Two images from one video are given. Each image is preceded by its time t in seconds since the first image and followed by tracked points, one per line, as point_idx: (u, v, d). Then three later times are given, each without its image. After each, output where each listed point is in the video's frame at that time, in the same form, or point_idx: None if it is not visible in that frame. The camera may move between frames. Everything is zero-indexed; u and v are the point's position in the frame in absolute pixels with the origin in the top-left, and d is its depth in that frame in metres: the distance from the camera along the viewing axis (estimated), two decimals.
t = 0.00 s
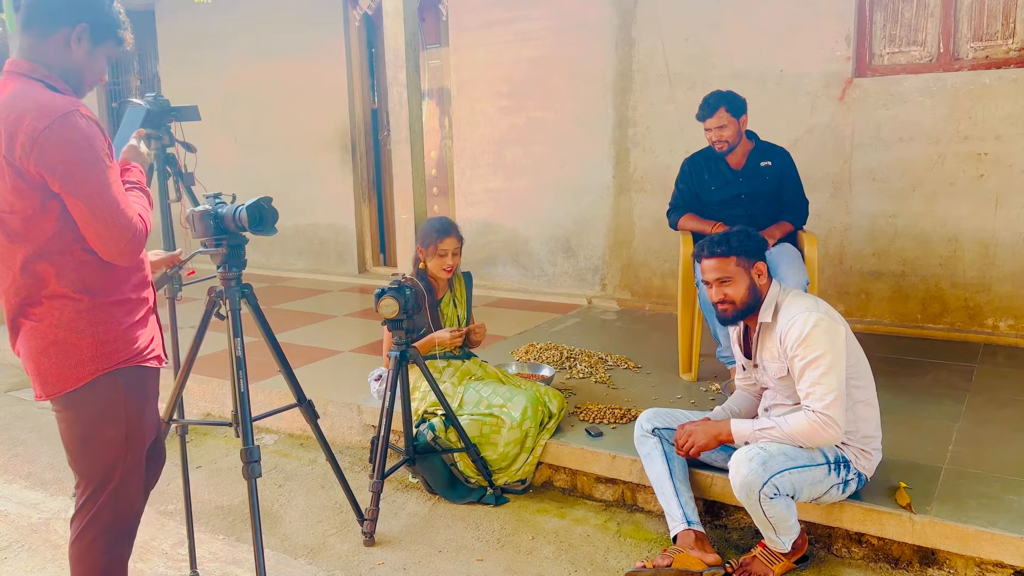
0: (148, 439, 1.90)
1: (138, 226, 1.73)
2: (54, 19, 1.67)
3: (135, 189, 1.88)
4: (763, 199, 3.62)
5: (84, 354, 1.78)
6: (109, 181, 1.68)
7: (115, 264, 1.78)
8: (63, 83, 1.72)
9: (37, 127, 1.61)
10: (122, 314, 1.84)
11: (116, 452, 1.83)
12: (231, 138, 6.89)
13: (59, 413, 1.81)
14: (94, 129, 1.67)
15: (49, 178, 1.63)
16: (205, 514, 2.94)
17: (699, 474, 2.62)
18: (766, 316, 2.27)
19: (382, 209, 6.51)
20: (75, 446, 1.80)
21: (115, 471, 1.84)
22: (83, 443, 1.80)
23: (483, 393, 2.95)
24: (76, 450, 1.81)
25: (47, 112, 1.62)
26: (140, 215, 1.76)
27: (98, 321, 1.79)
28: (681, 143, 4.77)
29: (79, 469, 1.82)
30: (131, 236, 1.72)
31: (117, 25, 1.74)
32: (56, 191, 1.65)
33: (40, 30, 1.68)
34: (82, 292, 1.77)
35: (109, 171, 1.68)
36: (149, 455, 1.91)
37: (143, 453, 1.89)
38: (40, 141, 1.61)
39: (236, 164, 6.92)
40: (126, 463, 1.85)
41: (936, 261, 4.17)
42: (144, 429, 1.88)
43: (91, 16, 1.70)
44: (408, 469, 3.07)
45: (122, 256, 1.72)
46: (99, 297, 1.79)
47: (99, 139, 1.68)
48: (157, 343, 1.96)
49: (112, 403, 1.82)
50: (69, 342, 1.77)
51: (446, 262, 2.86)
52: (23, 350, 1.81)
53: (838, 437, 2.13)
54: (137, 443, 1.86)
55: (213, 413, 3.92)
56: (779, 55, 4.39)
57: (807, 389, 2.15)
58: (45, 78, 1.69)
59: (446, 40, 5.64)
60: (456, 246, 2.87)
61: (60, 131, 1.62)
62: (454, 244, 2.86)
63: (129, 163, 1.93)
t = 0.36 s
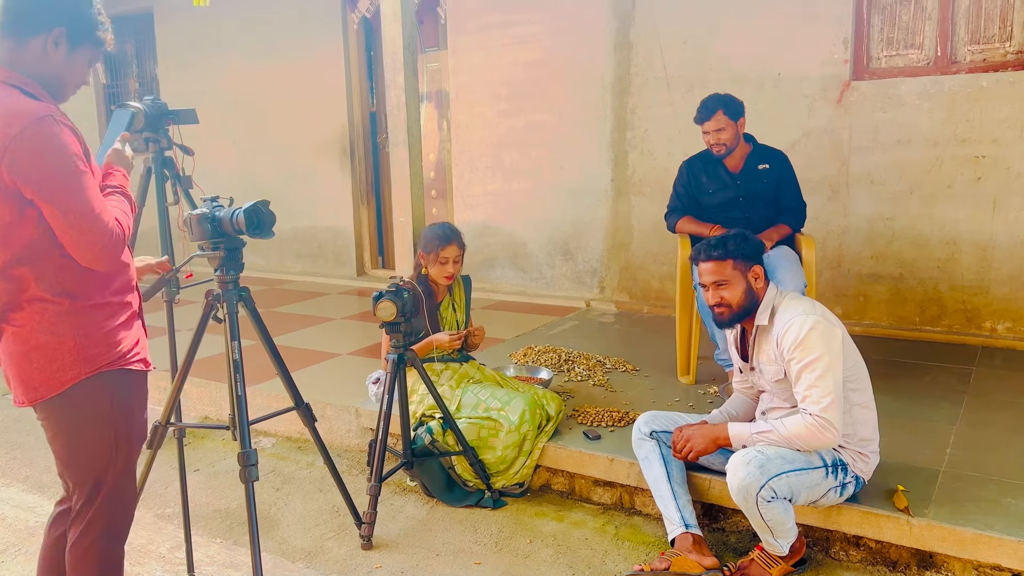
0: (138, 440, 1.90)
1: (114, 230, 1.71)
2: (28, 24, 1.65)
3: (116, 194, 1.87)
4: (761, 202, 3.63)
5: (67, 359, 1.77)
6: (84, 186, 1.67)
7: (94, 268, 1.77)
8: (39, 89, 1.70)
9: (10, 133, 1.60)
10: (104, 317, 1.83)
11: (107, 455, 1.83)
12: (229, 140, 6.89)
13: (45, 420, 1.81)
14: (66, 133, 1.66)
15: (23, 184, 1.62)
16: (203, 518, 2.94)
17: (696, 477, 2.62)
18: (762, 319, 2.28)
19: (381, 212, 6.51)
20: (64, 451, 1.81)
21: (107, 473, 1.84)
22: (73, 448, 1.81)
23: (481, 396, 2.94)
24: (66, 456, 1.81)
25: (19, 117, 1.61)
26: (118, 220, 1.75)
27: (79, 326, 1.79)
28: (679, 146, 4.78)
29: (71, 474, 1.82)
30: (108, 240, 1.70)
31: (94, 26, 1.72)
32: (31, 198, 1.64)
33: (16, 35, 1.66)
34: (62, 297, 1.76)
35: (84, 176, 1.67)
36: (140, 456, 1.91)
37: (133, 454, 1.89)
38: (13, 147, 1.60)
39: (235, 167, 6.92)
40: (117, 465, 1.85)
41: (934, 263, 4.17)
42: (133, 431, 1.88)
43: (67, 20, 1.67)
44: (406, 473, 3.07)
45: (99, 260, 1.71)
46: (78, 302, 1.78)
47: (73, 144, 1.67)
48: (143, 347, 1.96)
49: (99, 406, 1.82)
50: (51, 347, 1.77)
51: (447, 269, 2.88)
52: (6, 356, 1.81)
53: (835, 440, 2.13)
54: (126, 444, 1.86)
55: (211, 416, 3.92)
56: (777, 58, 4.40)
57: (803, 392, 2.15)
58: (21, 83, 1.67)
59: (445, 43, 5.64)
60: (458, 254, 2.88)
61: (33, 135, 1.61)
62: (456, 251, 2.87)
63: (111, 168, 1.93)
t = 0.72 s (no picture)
0: (123, 441, 1.89)
1: (80, 233, 1.70)
2: None
3: (91, 195, 1.86)
4: (759, 208, 3.63)
5: (37, 365, 1.77)
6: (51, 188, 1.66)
7: (62, 273, 1.76)
8: (12, 93, 1.70)
9: None
10: (76, 324, 1.82)
11: (92, 459, 1.82)
12: (229, 144, 6.90)
13: (27, 429, 1.80)
14: (34, 137, 1.66)
15: None
16: (200, 522, 2.93)
17: (694, 483, 2.62)
18: (757, 326, 2.28)
19: (380, 216, 6.51)
20: (51, 458, 1.80)
21: (97, 476, 1.84)
22: (60, 454, 1.80)
23: (479, 401, 2.94)
24: (53, 463, 1.81)
25: None
26: (86, 222, 1.74)
27: (48, 332, 1.78)
28: (678, 151, 4.78)
29: (61, 480, 1.82)
30: (74, 243, 1.70)
31: (68, 27, 1.72)
32: None
33: None
34: (31, 303, 1.76)
35: (52, 178, 1.67)
36: (128, 457, 1.91)
37: (120, 456, 1.88)
38: None
39: (234, 170, 6.92)
40: (105, 467, 1.84)
41: (932, 269, 4.17)
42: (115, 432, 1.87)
43: (37, 22, 1.67)
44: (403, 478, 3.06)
45: (65, 263, 1.70)
46: (48, 308, 1.78)
47: (42, 147, 1.67)
48: (117, 352, 1.94)
49: (80, 408, 1.81)
50: (21, 354, 1.76)
51: (445, 273, 2.88)
52: None
53: (832, 446, 2.13)
54: (111, 446, 1.85)
55: (209, 421, 3.92)
56: (776, 64, 4.41)
57: (801, 398, 2.14)
58: None
59: (444, 47, 5.64)
60: (456, 258, 2.88)
61: None
62: (455, 255, 2.87)
63: (88, 169, 1.91)
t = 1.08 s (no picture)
0: (114, 440, 1.89)
1: (71, 232, 1.70)
2: None
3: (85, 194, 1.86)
4: (761, 214, 3.63)
5: (28, 364, 1.76)
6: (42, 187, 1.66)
7: (54, 271, 1.76)
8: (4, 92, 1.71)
9: None
10: (67, 323, 1.82)
11: (83, 458, 1.82)
12: (230, 146, 6.90)
13: (16, 428, 1.80)
14: (24, 136, 1.66)
15: None
16: (199, 525, 2.93)
17: (695, 489, 2.61)
18: (754, 332, 2.28)
19: (381, 219, 6.51)
20: (41, 457, 1.80)
21: (88, 475, 1.83)
22: (49, 454, 1.80)
23: (480, 406, 2.93)
24: (43, 462, 1.80)
25: None
26: (78, 221, 1.74)
27: (39, 331, 1.78)
28: (680, 157, 4.79)
29: (52, 480, 1.81)
30: (66, 242, 1.69)
31: (56, 25, 1.72)
32: None
33: None
34: (22, 302, 1.76)
35: (43, 177, 1.67)
36: (119, 457, 1.90)
37: (111, 455, 1.88)
38: None
39: (236, 173, 6.92)
40: (96, 466, 1.84)
41: (934, 277, 4.17)
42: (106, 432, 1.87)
43: (24, 20, 1.67)
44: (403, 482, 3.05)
45: (57, 261, 1.70)
46: (39, 308, 1.78)
47: (32, 146, 1.67)
48: (109, 350, 1.94)
49: (70, 408, 1.81)
50: (12, 352, 1.76)
51: (445, 274, 2.86)
52: None
53: (833, 453, 2.11)
54: (101, 446, 1.85)
55: (208, 423, 3.91)
56: (778, 70, 4.41)
57: (800, 405, 2.13)
58: None
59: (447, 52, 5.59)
60: (455, 259, 2.87)
61: None
62: (454, 256, 2.86)
63: (82, 168, 1.90)
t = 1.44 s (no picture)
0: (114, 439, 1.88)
1: (76, 228, 1.69)
2: None
3: (90, 191, 1.84)
4: (765, 218, 3.62)
5: (30, 362, 1.75)
6: (46, 185, 1.65)
7: (58, 269, 1.75)
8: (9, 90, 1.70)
9: None
10: (69, 321, 1.81)
11: (84, 456, 1.81)
12: (232, 146, 6.89)
13: (16, 425, 1.78)
14: (28, 133, 1.66)
15: None
16: (199, 526, 2.91)
17: (697, 495, 2.60)
18: (758, 336, 2.27)
19: (383, 220, 6.49)
20: (41, 455, 1.78)
21: (89, 473, 1.82)
22: (49, 452, 1.78)
23: (482, 409, 2.92)
24: (43, 461, 1.79)
25: None
26: (82, 218, 1.73)
27: (42, 329, 1.76)
28: (683, 160, 4.78)
29: (51, 479, 1.80)
30: (70, 239, 1.68)
31: (61, 23, 1.70)
32: None
33: None
34: (24, 299, 1.74)
35: (47, 174, 1.66)
36: (119, 456, 1.89)
37: (111, 454, 1.87)
38: None
39: (238, 173, 6.91)
40: (97, 464, 1.83)
41: (937, 283, 4.16)
42: (106, 430, 1.86)
43: (29, 18, 1.66)
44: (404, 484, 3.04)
45: (61, 258, 1.69)
46: (42, 305, 1.76)
47: (36, 143, 1.66)
48: (109, 349, 1.92)
49: (71, 408, 1.79)
50: (13, 350, 1.74)
51: (448, 277, 2.85)
52: None
53: (838, 458, 2.09)
54: (102, 444, 1.84)
55: (208, 424, 3.90)
56: (782, 75, 4.40)
57: (804, 410, 2.11)
58: None
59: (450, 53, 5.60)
60: (460, 262, 2.86)
61: None
62: (459, 259, 2.85)
63: (87, 165, 1.89)
